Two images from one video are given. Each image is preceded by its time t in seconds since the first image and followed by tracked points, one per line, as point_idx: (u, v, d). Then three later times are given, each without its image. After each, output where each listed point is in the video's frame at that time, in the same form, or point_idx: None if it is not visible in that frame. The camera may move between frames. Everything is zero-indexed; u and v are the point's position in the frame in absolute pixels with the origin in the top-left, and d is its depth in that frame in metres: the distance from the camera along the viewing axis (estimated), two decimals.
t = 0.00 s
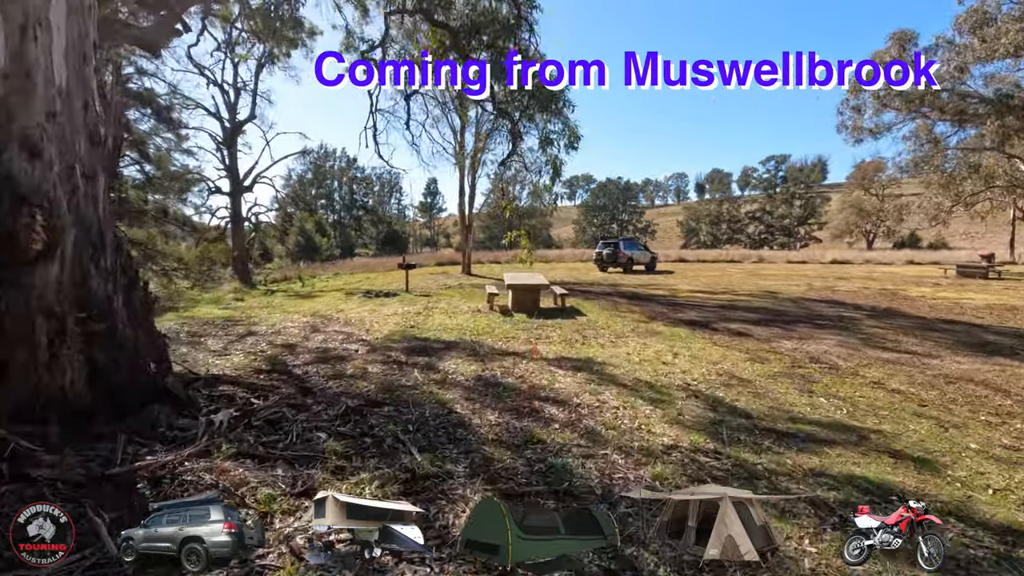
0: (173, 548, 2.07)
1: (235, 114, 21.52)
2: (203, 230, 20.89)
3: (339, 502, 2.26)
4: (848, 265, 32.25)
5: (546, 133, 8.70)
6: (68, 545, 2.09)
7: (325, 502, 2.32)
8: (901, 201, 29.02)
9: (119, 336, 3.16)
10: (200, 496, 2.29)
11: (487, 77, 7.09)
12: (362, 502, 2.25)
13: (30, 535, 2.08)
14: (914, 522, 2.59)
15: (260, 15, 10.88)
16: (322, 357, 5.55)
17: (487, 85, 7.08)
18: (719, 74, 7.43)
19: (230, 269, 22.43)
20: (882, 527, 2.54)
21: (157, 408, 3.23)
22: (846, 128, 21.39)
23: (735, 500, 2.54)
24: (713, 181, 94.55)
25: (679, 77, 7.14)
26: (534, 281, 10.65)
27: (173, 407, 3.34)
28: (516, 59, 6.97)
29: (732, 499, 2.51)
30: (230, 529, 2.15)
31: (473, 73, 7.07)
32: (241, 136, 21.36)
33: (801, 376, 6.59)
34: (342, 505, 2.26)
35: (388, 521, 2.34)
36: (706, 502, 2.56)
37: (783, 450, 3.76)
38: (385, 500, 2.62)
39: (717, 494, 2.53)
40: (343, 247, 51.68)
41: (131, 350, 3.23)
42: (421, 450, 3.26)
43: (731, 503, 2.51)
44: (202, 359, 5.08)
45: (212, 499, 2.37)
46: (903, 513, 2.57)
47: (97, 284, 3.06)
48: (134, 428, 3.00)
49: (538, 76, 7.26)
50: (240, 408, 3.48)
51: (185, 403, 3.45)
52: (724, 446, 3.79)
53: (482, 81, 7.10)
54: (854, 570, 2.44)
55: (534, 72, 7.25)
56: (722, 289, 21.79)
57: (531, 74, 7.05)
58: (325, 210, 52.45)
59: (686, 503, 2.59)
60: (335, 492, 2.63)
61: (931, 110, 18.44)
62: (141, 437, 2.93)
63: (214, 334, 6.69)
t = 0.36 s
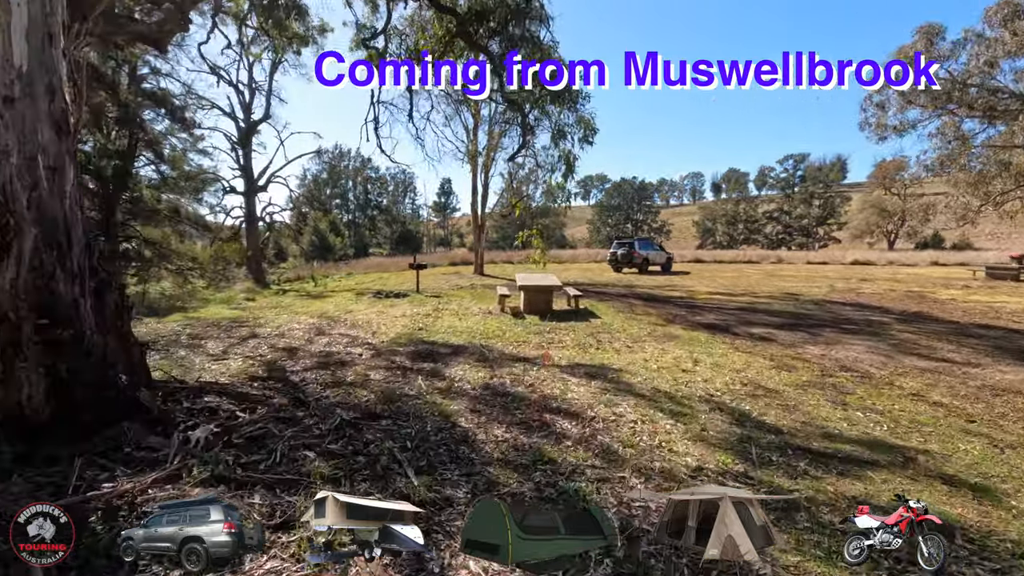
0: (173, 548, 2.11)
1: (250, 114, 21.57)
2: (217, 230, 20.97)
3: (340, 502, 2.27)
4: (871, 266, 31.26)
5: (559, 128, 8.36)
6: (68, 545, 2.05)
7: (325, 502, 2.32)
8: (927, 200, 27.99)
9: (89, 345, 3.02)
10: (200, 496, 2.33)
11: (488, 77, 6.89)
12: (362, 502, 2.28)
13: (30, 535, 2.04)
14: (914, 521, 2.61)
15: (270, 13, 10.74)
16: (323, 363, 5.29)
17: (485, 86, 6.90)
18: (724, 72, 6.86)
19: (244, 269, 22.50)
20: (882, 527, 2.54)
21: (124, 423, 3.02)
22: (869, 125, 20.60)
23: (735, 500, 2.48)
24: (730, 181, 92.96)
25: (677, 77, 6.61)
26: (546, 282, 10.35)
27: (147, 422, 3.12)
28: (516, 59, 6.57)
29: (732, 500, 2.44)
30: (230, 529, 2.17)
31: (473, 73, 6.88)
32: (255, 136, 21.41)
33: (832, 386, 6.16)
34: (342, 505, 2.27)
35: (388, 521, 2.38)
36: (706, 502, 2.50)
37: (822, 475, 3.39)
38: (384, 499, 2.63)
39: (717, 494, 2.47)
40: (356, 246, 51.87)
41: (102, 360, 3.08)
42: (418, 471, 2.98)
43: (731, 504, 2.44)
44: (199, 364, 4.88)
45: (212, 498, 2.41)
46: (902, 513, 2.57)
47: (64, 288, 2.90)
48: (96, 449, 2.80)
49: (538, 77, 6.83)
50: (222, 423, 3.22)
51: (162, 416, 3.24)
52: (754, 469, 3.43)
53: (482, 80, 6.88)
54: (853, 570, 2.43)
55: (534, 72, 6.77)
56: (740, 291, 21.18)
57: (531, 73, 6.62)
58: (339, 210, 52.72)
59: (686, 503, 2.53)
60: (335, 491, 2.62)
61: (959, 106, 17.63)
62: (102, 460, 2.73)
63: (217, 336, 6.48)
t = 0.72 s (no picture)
0: (173, 548, 2.14)
1: (271, 115, 21.74)
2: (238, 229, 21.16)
3: (339, 502, 2.29)
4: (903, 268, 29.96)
5: (577, 121, 7.96)
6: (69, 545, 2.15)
7: (325, 502, 2.34)
8: (965, 200, 26.61)
9: (47, 357, 2.80)
10: (199, 496, 2.33)
11: (487, 77, 6.67)
12: (361, 502, 2.28)
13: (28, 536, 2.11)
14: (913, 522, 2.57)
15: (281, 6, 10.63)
16: (329, 368, 5.05)
17: (486, 85, 6.65)
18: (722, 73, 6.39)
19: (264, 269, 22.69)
20: (882, 527, 2.52)
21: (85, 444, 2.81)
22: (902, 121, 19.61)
23: (735, 500, 2.47)
24: (752, 180, 90.83)
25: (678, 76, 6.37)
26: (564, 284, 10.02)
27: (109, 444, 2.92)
28: (516, 59, 6.14)
29: (732, 500, 2.43)
30: (230, 529, 2.18)
31: (472, 73, 6.73)
32: (275, 136, 21.57)
33: (875, 400, 5.67)
34: (341, 505, 2.28)
35: (388, 522, 2.36)
36: (707, 502, 2.50)
37: (876, 509, 2.99)
38: (383, 499, 2.61)
39: (717, 494, 2.46)
40: (376, 246, 52.23)
41: (62, 374, 2.86)
42: (415, 499, 2.70)
43: (731, 503, 2.43)
44: (201, 368, 4.71)
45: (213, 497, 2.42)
46: (902, 512, 2.54)
47: (23, 293, 2.70)
48: (51, 472, 2.60)
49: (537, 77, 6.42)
50: (201, 442, 3.00)
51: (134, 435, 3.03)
52: (796, 500, 3.04)
53: (481, 79, 6.69)
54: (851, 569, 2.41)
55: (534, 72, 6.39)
56: (767, 293, 20.41)
57: (531, 74, 6.28)
58: (359, 210, 53.18)
59: (686, 503, 2.53)
60: (336, 492, 2.60)
61: (999, 101, 16.61)
62: (57, 487, 2.54)
63: (224, 338, 6.32)
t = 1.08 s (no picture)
0: (173, 548, 2.13)
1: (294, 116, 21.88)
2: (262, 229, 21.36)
3: (339, 500, 2.32)
4: (943, 270, 28.48)
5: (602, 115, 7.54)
6: (68, 544, 2.19)
7: (324, 503, 2.37)
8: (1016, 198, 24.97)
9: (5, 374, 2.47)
10: (198, 497, 2.36)
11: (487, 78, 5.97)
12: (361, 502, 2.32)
13: (30, 534, 2.18)
14: (914, 522, 2.61)
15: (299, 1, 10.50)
16: (338, 377, 4.78)
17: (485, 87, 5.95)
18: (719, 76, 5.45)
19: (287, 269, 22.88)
20: (882, 528, 2.53)
21: (42, 475, 2.49)
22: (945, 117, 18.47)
23: (735, 500, 2.49)
24: (781, 179, 88.14)
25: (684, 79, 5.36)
26: (586, 288, 9.64)
27: (75, 471, 2.60)
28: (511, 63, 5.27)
29: (732, 499, 2.45)
30: (231, 528, 2.17)
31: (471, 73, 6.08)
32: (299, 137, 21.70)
33: (935, 420, 5.11)
34: (342, 505, 2.31)
35: (388, 521, 2.40)
36: (706, 502, 2.51)
37: (956, 559, 2.56)
38: (387, 497, 2.65)
39: (717, 495, 2.47)
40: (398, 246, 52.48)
41: (25, 392, 2.53)
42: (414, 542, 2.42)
43: (731, 503, 2.45)
44: (205, 375, 4.52)
45: (212, 497, 2.46)
46: (902, 512, 2.57)
47: None
48: None
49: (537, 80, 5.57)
50: (180, 468, 2.72)
51: (104, 461, 2.72)
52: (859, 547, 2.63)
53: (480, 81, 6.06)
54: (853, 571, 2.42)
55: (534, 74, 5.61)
56: (799, 296, 19.52)
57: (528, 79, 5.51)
58: (382, 210, 53.58)
59: (686, 504, 2.54)
60: (338, 492, 2.59)
61: None
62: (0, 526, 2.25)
63: (234, 343, 6.12)
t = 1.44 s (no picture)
0: (174, 548, 2.00)
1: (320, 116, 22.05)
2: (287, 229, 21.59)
3: (340, 504, 2.11)
4: (990, 271, 26.85)
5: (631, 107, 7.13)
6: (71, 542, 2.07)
7: (325, 502, 2.19)
8: None
9: None
10: (198, 497, 2.21)
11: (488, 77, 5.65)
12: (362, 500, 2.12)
13: (31, 532, 2.05)
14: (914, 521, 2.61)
15: None
16: (349, 382, 4.52)
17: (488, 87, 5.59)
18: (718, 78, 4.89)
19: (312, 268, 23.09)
20: (881, 527, 2.53)
21: None
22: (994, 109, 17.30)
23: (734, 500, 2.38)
24: (812, 176, 85.36)
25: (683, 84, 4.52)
26: (612, 289, 9.24)
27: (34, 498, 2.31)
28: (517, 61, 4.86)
29: (732, 500, 2.34)
30: (231, 529, 2.04)
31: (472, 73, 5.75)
32: (324, 138, 21.85)
33: (1007, 440, 4.56)
34: (342, 505, 2.12)
35: (388, 521, 2.20)
36: (706, 502, 2.40)
37: None
38: (388, 500, 2.52)
39: (717, 494, 2.38)
40: (421, 246, 52.77)
41: None
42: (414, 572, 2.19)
43: (730, 504, 2.34)
44: (212, 379, 4.35)
45: (212, 498, 2.31)
46: (901, 512, 2.58)
47: None
48: None
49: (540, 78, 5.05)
50: (159, 493, 2.44)
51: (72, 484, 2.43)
52: None
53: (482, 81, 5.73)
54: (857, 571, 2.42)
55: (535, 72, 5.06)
56: (835, 299, 18.60)
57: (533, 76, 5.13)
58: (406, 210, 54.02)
59: (686, 504, 2.44)
60: (337, 492, 2.53)
61: None
62: None
63: (248, 345, 5.97)
